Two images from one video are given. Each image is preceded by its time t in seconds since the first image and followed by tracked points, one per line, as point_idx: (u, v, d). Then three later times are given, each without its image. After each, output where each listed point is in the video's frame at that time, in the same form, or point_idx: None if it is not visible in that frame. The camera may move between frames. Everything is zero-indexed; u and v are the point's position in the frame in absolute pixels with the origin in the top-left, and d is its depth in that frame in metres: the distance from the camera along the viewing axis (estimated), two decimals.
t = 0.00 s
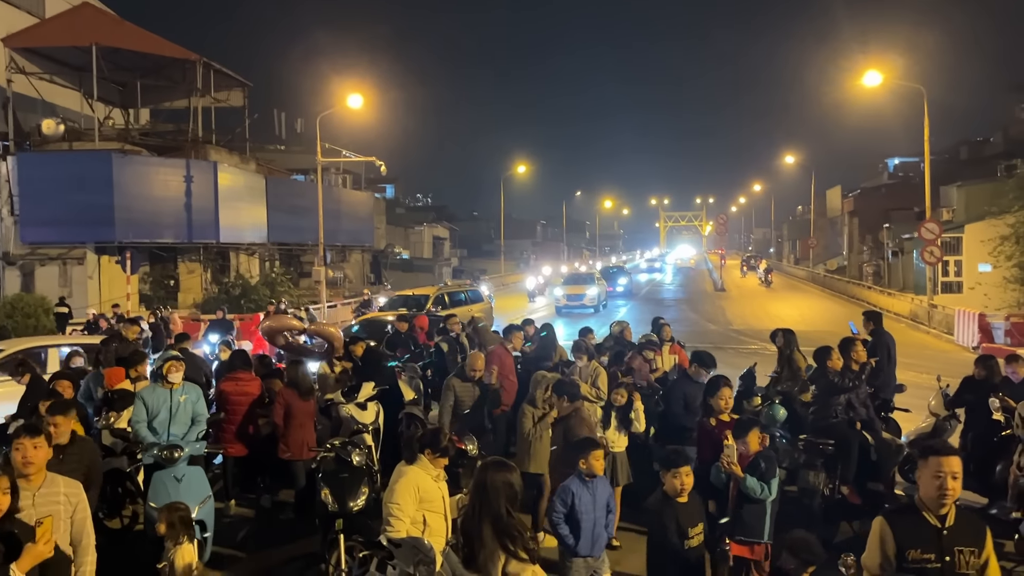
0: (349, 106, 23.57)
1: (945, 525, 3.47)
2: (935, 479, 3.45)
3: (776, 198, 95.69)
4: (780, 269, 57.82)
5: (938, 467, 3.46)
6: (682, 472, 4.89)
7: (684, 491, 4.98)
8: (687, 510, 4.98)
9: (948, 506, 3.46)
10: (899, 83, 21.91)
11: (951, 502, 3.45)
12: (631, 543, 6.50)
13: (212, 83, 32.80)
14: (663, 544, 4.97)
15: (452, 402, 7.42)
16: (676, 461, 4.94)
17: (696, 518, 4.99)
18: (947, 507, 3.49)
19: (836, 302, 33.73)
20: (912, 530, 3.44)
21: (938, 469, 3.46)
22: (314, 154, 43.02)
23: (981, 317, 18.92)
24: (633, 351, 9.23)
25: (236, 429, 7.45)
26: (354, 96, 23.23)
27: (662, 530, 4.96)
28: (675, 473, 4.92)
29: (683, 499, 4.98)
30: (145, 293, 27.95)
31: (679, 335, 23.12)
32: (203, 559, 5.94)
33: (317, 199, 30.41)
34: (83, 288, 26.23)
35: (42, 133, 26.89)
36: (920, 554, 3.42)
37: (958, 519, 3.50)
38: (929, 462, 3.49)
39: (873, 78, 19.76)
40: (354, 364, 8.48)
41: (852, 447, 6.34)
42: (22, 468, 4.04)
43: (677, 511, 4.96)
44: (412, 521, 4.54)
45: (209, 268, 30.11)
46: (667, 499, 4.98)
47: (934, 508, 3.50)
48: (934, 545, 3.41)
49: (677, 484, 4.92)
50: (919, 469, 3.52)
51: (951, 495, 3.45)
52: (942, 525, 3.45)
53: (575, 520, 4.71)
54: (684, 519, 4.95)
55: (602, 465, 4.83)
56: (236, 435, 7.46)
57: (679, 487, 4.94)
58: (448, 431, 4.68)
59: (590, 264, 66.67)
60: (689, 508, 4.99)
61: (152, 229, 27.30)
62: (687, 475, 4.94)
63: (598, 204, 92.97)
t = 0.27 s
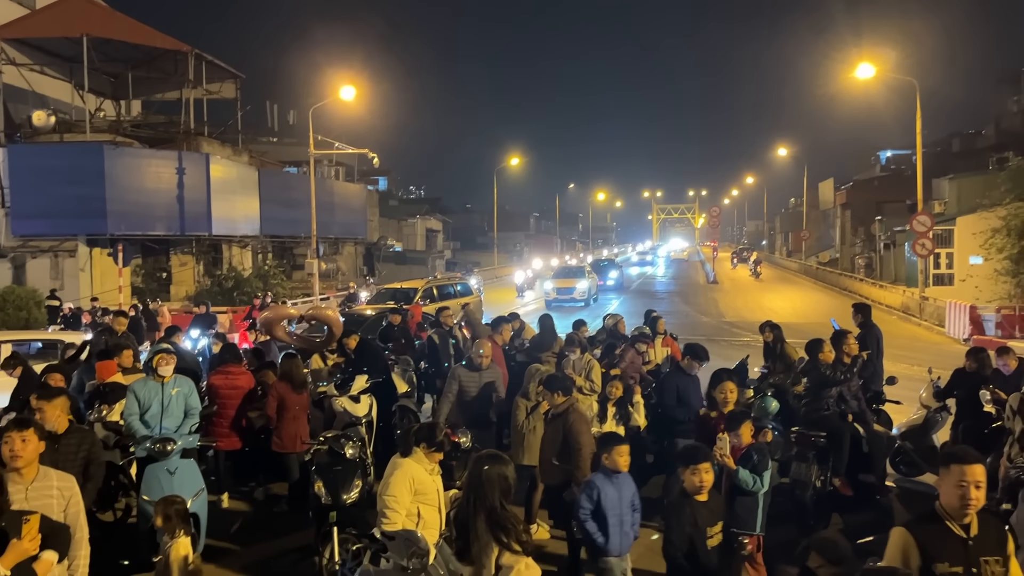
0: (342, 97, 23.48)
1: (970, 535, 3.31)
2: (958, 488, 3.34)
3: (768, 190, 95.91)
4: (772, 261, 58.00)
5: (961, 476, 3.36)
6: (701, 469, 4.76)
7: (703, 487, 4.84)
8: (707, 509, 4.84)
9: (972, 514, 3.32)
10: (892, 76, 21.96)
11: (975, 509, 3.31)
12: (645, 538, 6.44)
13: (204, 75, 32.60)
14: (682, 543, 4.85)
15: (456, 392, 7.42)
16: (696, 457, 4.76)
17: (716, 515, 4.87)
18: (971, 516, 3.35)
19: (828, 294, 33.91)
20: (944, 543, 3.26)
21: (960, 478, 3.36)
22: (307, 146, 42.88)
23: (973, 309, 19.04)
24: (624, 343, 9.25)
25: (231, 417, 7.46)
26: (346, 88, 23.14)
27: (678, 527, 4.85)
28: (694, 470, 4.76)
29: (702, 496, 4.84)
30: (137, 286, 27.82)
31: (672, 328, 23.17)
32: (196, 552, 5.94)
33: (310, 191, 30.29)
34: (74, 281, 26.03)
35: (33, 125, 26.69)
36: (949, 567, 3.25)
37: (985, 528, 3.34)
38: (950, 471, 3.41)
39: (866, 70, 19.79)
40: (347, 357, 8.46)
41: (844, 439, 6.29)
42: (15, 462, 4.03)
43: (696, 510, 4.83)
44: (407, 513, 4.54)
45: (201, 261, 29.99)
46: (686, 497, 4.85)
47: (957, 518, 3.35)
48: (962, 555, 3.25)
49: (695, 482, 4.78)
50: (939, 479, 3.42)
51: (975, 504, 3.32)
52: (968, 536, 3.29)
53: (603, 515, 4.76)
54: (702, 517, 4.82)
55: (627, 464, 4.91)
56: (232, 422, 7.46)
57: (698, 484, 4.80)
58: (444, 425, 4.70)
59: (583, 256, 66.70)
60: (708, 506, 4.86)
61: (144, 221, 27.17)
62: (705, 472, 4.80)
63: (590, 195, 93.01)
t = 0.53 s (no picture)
0: (331, 91, 23.35)
1: (984, 546, 3.26)
2: (967, 497, 3.27)
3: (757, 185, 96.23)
4: (761, 256, 58.23)
5: (968, 486, 3.28)
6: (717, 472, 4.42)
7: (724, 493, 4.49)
8: (726, 516, 4.46)
9: (982, 524, 3.26)
10: (881, 72, 22.05)
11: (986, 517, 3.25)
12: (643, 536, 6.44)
13: (192, 68, 32.35)
14: (696, 551, 4.44)
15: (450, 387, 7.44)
16: (718, 460, 4.47)
17: (738, 522, 4.46)
18: (982, 528, 3.30)
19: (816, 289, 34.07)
20: (953, 555, 3.20)
21: (967, 488, 3.28)
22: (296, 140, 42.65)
23: (960, 304, 19.19)
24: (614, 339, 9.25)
25: (219, 413, 7.41)
26: (335, 82, 23.02)
27: (693, 533, 4.46)
28: (716, 472, 4.44)
29: (724, 501, 4.47)
30: (124, 281, 27.62)
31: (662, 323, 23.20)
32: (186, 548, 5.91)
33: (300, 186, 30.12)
34: (61, 276, 25.73)
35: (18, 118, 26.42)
36: None
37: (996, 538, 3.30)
38: (957, 481, 3.34)
39: (855, 65, 19.85)
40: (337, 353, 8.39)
41: (833, 434, 6.36)
42: None
43: (714, 515, 4.44)
44: (398, 510, 4.53)
45: (189, 256, 29.79)
46: (706, 501, 4.48)
47: (969, 530, 3.29)
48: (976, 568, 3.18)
49: (716, 485, 4.44)
50: (946, 489, 3.34)
51: (984, 513, 3.26)
52: (981, 545, 3.25)
53: (626, 524, 4.72)
54: (720, 522, 4.43)
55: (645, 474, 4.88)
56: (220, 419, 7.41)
57: (720, 488, 4.45)
58: (435, 421, 4.67)
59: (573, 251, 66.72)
60: (730, 512, 4.47)
61: (132, 216, 26.97)
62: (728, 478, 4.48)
63: (580, 191, 93.01)
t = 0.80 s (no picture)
0: (318, 89, 23.24)
1: (1003, 558, 3.22)
2: (990, 507, 3.23)
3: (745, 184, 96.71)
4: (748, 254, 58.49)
5: (992, 496, 3.23)
6: (736, 478, 4.17)
7: (741, 499, 4.25)
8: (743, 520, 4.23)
9: (1003, 535, 3.22)
10: (865, 70, 22.19)
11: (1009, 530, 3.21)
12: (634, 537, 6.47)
13: (178, 66, 32.10)
14: (710, 559, 4.18)
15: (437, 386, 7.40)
16: (736, 464, 4.24)
17: (754, 529, 4.19)
18: (1000, 539, 3.26)
19: (803, 287, 34.24)
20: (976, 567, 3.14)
21: (991, 497, 3.23)
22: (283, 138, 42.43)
23: (945, 302, 19.35)
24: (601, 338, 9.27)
25: (205, 414, 7.36)
26: (323, 79, 22.91)
27: (707, 540, 4.21)
28: (734, 477, 4.19)
29: (740, 508, 4.22)
30: (110, 279, 27.39)
31: (650, 321, 23.24)
32: (170, 549, 5.86)
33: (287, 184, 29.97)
34: (46, 275, 25.44)
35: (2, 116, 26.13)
36: None
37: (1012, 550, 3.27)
38: (979, 489, 3.27)
39: (841, 65, 19.95)
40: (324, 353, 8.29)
41: (818, 433, 6.49)
42: None
43: (730, 521, 4.19)
44: (384, 509, 4.51)
45: (176, 254, 29.56)
46: (721, 507, 4.24)
47: (988, 541, 3.25)
48: None
49: (733, 490, 4.18)
50: (968, 498, 3.26)
51: (1007, 525, 3.21)
52: (1002, 560, 3.21)
53: (648, 524, 4.70)
54: (735, 529, 4.16)
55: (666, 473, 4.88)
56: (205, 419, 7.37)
57: (736, 494, 4.19)
58: (421, 421, 4.66)
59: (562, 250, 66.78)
60: (749, 518, 4.21)
61: (117, 214, 26.75)
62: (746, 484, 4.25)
63: (568, 189, 93.08)
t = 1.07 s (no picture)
0: (298, 89, 23.09)
1: None
2: None
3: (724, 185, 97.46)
4: (728, 255, 58.91)
5: None
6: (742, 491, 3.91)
7: (748, 513, 3.99)
8: (752, 537, 3.93)
9: None
10: (843, 73, 22.42)
11: None
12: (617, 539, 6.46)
13: (156, 65, 31.76)
14: (714, 573, 3.96)
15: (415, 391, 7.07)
16: (745, 477, 3.98)
17: (759, 546, 3.90)
18: None
19: (781, 288, 34.53)
20: None
21: None
22: (263, 138, 42.10)
23: (921, 302, 19.60)
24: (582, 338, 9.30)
25: (182, 418, 7.29)
26: (303, 79, 22.77)
27: (710, 554, 3.97)
28: (741, 490, 3.94)
29: (746, 522, 3.95)
30: (86, 281, 27.04)
31: (630, 322, 23.32)
32: (146, 552, 5.78)
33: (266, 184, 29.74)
34: (20, 276, 24.97)
35: None
36: None
37: None
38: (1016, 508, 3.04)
39: (819, 67, 20.16)
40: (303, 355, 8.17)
41: (796, 431, 6.40)
42: None
43: (733, 536, 3.93)
44: (363, 511, 4.48)
45: (154, 254, 29.21)
46: (726, 520, 4.00)
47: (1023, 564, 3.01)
48: None
49: (739, 504, 3.95)
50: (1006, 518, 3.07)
51: None
52: None
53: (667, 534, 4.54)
54: (737, 544, 3.89)
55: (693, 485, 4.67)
56: (181, 423, 7.29)
57: (743, 508, 3.95)
58: (400, 423, 4.68)
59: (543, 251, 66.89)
60: (756, 535, 3.93)
61: (94, 214, 26.41)
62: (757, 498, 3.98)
63: (549, 190, 93.20)
